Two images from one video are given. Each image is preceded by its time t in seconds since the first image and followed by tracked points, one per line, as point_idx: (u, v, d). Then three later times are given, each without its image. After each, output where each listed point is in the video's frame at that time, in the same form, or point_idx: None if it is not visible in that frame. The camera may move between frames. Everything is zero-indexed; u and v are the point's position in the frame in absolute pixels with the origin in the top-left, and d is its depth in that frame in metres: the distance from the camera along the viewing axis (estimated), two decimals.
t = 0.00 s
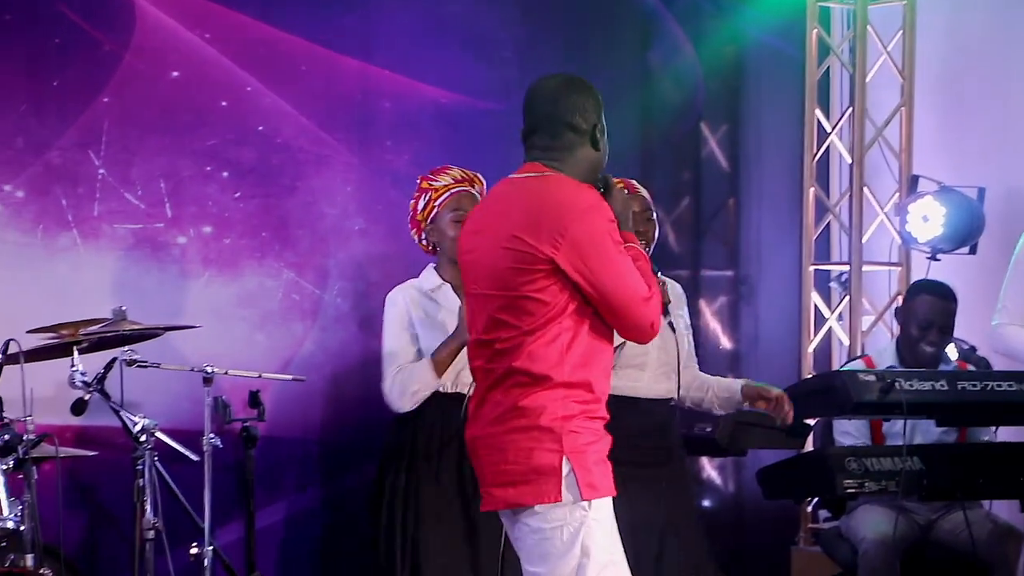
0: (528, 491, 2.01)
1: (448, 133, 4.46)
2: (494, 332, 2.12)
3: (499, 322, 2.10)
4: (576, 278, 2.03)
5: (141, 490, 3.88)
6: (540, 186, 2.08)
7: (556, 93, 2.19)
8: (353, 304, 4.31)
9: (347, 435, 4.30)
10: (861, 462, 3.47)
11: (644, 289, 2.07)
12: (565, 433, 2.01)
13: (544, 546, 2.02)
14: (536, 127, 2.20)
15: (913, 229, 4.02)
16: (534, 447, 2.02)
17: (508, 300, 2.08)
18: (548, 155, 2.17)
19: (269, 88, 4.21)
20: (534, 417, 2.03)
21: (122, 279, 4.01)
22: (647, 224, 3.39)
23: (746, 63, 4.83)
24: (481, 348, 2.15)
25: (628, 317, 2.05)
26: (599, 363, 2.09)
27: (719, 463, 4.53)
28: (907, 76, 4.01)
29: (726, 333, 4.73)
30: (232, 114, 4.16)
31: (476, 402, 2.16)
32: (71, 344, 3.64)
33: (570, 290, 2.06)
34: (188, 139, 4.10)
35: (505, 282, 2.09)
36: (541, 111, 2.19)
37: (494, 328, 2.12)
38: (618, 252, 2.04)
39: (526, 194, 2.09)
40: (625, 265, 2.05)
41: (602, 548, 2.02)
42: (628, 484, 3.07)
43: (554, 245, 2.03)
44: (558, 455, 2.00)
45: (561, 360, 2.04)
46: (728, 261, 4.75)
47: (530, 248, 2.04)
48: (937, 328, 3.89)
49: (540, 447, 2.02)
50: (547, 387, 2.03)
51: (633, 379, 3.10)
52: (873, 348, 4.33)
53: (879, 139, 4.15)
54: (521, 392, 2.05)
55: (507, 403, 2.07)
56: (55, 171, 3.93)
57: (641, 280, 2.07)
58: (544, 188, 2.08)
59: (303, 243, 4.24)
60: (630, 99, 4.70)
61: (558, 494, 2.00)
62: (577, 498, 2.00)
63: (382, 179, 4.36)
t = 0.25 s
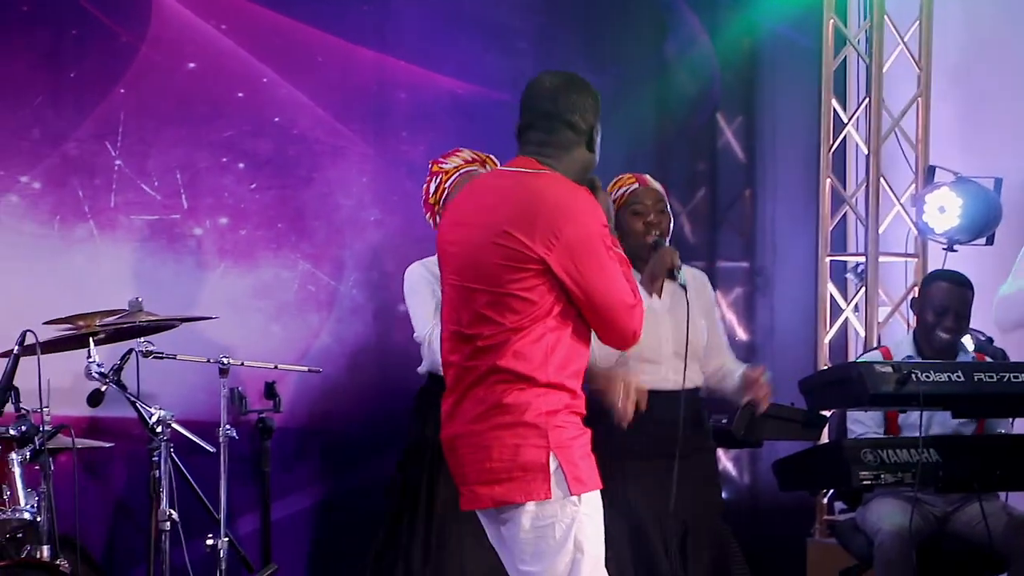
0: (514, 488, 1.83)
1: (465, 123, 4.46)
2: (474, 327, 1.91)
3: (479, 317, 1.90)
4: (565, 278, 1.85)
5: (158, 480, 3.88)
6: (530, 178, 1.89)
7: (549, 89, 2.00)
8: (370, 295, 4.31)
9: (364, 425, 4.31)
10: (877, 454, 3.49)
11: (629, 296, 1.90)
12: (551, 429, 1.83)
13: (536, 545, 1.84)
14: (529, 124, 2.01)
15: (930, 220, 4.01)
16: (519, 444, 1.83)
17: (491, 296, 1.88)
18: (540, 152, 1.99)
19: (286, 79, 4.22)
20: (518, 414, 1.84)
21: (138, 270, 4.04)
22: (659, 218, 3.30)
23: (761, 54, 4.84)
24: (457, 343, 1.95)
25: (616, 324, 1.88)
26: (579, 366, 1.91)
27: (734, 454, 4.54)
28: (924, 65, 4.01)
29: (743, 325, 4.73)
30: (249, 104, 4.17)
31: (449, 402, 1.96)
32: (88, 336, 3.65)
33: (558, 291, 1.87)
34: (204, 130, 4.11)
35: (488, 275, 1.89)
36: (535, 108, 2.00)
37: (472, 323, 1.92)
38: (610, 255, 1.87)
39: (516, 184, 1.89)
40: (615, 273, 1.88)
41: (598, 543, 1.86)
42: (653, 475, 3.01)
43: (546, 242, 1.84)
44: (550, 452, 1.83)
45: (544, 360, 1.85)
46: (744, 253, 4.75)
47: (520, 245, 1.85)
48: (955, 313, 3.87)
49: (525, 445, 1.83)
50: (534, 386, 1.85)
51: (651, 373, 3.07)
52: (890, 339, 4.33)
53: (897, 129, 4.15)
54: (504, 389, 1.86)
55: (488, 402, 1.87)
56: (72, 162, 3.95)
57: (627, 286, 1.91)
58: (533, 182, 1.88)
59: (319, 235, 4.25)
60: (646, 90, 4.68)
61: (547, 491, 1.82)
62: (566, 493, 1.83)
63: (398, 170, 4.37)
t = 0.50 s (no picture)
0: (557, 485, 1.97)
1: (509, 119, 4.38)
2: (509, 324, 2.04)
3: (513, 318, 2.03)
4: (590, 274, 1.96)
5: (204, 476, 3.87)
6: (548, 174, 1.99)
7: (548, 79, 2.15)
8: (415, 290, 4.26)
9: (409, 421, 4.28)
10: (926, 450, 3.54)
11: (658, 279, 2.00)
12: (590, 422, 1.96)
13: (576, 535, 1.98)
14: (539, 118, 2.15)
15: (977, 215, 3.95)
16: (559, 438, 1.96)
17: (521, 297, 2.01)
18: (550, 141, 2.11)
19: (331, 76, 4.18)
20: (556, 409, 1.97)
21: (185, 265, 4.05)
22: (698, 200, 3.34)
23: (808, 47, 4.48)
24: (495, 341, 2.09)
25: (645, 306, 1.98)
26: (613, 351, 2.02)
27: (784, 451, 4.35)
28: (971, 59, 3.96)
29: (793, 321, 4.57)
30: (295, 101, 4.15)
31: (494, 395, 2.10)
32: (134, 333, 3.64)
33: (584, 285, 1.98)
34: (250, 126, 4.11)
35: (516, 277, 2.01)
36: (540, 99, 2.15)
37: (508, 323, 2.04)
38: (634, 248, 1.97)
39: (532, 183, 1.99)
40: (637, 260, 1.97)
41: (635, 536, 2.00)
42: (694, 469, 3.26)
43: (567, 242, 1.95)
44: (585, 448, 1.95)
45: (577, 356, 1.97)
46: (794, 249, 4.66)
47: (542, 246, 1.96)
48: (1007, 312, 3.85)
49: (564, 439, 1.96)
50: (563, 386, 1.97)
51: (697, 360, 3.27)
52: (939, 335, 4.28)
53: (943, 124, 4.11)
54: (540, 384, 1.99)
55: (526, 399, 2.00)
56: (119, 158, 3.98)
57: (654, 269, 2.00)
58: (551, 177, 1.98)
59: (365, 232, 4.22)
60: (692, 86, 4.55)
61: (586, 487, 1.95)
62: (605, 487, 1.96)
63: (443, 167, 4.30)
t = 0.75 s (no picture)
0: (561, 485, 1.83)
1: (527, 114, 4.48)
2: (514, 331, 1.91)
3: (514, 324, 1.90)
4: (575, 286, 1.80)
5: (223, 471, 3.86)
6: (548, 180, 1.84)
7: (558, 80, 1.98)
8: (434, 284, 4.33)
9: (427, 415, 4.33)
10: (945, 446, 3.61)
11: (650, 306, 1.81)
12: (599, 420, 1.82)
13: (593, 534, 1.83)
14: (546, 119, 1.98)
15: (996, 209, 3.97)
16: (567, 438, 1.83)
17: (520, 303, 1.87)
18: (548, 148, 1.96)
19: (350, 71, 4.24)
20: (562, 409, 1.83)
21: (203, 260, 4.06)
22: (711, 212, 3.28)
23: (828, 44, 4.80)
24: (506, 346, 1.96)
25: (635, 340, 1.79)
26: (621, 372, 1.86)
27: (800, 446, 4.55)
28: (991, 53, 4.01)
29: (807, 315, 4.72)
30: (314, 95, 4.19)
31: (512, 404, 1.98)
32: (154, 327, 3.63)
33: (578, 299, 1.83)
34: (269, 121, 4.15)
35: (514, 282, 1.88)
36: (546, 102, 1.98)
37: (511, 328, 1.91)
38: (625, 261, 1.80)
39: (533, 186, 1.86)
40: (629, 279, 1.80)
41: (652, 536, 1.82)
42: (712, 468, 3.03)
43: (557, 249, 1.81)
44: (591, 447, 1.81)
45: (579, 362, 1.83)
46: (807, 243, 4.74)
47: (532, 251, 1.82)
48: (1015, 294, 3.85)
49: (573, 438, 1.82)
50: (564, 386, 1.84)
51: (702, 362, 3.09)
52: (955, 330, 4.30)
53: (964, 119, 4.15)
54: (542, 390, 1.85)
55: (533, 401, 1.86)
56: (139, 154, 3.98)
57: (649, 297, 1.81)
58: (551, 183, 1.84)
59: (382, 226, 4.27)
60: (709, 80, 4.72)
61: (598, 484, 1.80)
62: (618, 483, 1.81)
63: (461, 160, 4.39)
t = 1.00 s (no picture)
0: (546, 462, 1.90)
1: (537, 111, 4.52)
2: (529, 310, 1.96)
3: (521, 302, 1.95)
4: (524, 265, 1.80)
5: (234, 467, 3.86)
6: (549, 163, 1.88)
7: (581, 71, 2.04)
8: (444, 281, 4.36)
9: (439, 411, 4.36)
10: (954, 443, 3.60)
11: (565, 299, 1.74)
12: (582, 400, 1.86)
13: (578, 514, 1.90)
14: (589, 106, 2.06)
15: (1008, 206, 3.96)
16: (556, 415, 1.88)
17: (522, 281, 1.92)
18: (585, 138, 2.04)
19: (360, 67, 4.25)
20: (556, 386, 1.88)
21: (214, 257, 4.07)
22: (724, 193, 3.30)
23: (836, 39, 4.78)
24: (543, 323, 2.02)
25: (552, 319, 1.73)
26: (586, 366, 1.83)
27: (810, 442, 4.55)
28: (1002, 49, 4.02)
29: (818, 312, 4.70)
30: (323, 93, 4.21)
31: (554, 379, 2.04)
32: (166, 323, 3.63)
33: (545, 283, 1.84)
34: (280, 118, 4.16)
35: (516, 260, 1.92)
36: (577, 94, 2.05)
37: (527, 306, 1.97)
38: (568, 235, 1.77)
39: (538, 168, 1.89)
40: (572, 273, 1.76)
41: (638, 529, 1.87)
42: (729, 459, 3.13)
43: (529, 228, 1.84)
44: (571, 430, 1.86)
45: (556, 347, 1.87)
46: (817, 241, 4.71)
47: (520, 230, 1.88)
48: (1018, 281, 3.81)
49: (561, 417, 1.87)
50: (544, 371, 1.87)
51: (717, 352, 3.12)
52: (965, 326, 4.31)
53: (974, 115, 4.14)
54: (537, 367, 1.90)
55: (530, 376, 1.92)
56: (149, 150, 3.99)
57: (568, 290, 1.74)
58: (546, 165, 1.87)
59: (392, 222, 4.28)
60: (719, 75, 4.73)
61: (575, 463, 1.86)
62: (594, 467, 1.85)
63: (470, 157, 4.42)
